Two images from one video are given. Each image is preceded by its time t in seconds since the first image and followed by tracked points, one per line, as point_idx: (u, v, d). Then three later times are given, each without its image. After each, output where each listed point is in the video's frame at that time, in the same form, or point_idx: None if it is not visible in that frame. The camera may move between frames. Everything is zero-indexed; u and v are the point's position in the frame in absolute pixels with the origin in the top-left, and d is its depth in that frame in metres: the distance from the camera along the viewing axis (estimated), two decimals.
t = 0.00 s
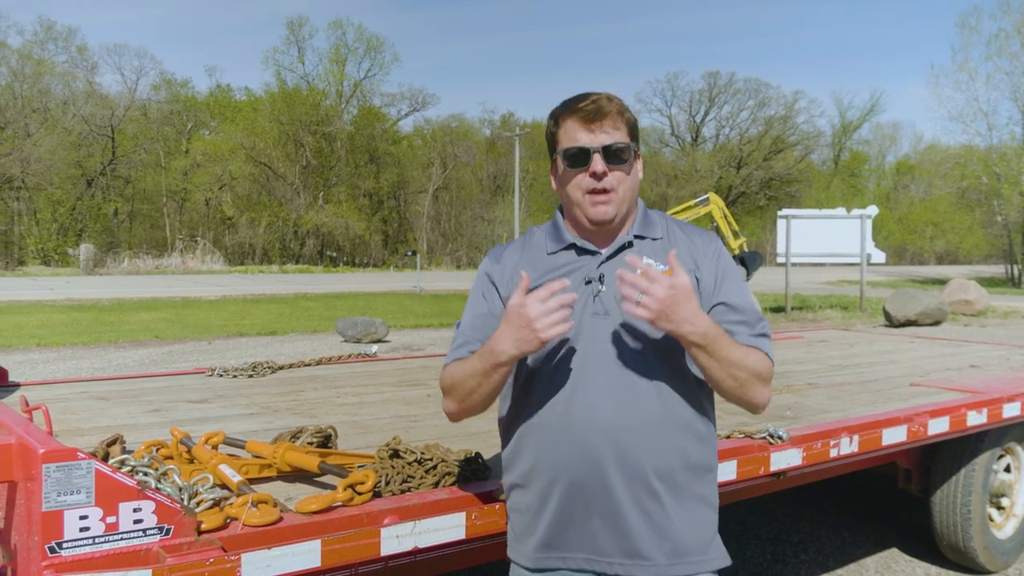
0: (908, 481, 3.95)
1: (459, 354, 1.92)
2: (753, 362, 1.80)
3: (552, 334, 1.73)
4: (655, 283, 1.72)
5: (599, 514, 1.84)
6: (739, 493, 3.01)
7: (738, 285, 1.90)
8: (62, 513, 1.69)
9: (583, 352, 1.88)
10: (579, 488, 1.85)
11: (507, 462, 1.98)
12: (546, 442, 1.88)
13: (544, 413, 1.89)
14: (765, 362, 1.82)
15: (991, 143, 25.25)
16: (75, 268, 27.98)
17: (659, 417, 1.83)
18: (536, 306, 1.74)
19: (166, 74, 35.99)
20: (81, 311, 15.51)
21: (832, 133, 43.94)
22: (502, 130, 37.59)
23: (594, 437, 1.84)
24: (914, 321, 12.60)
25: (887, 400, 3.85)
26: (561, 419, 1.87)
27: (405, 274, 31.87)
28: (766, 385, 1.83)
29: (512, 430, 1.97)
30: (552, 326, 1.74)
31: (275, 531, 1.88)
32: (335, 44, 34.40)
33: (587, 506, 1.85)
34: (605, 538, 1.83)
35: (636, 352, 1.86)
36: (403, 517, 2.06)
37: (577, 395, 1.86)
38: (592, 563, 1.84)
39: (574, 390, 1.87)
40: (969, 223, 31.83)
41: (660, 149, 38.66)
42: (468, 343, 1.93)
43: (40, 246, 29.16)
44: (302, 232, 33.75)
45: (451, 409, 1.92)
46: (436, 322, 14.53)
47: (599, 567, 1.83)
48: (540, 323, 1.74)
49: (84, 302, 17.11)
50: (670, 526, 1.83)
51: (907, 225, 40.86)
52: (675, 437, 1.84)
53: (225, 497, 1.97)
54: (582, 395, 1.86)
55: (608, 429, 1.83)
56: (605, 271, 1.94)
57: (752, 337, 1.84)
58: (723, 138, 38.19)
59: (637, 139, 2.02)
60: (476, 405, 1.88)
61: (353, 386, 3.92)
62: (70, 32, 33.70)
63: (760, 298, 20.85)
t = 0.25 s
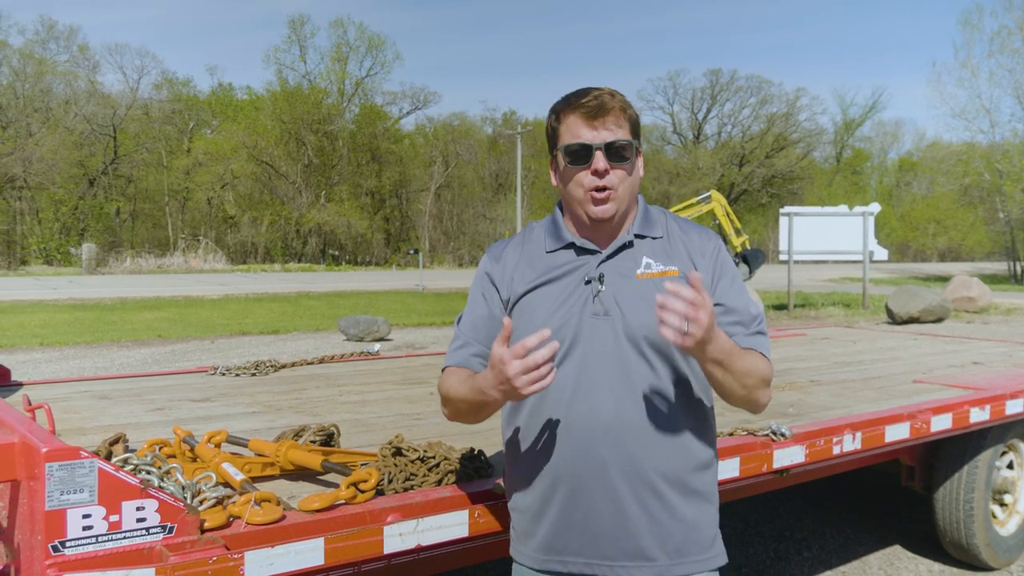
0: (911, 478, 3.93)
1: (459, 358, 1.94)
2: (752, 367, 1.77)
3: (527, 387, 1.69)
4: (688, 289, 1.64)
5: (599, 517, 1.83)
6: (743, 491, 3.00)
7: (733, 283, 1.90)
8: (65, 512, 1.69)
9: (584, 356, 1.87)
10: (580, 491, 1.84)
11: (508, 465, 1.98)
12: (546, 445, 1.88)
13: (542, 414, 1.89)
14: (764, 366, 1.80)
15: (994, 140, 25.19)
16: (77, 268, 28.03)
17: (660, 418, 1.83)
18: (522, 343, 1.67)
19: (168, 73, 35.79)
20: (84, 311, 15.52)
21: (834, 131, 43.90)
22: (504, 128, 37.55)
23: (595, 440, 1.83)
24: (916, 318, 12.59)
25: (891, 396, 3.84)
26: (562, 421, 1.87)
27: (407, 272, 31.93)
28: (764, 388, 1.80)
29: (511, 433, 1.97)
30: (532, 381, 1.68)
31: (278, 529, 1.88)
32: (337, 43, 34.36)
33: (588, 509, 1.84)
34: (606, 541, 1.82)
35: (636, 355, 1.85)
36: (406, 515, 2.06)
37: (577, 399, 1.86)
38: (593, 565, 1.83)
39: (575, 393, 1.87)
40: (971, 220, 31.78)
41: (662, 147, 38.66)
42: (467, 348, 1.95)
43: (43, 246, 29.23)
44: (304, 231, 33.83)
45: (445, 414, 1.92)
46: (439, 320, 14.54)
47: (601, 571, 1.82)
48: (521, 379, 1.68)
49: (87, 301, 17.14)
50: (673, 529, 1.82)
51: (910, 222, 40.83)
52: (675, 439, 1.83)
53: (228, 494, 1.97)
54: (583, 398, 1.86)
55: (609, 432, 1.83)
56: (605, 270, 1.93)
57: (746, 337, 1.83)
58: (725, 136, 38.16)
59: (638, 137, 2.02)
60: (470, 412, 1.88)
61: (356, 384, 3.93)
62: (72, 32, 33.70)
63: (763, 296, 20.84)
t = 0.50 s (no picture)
0: (911, 474, 3.91)
1: (454, 350, 1.98)
2: (759, 310, 1.80)
3: (531, 380, 1.70)
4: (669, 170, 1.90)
5: (591, 505, 1.83)
6: (743, 487, 3.01)
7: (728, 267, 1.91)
8: (65, 509, 1.69)
9: (577, 345, 1.87)
10: (571, 478, 1.84)
11: (503, 452, 1.99)
12: (538, 432, 1.89)
13: (533, 402, 1.89)
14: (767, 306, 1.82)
15: (994, 136, 25.21)
16: (77, 266, 28.04)
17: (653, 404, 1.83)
18: (530, 337, 1.70)
19: (168, 71, 35.72)
20: (84, 309, 15.51)
21: (834, 128, 43.87)
22: (504, 125, 37.54)
23: (587, 427, 1.84)
24: (916, 315, 12.59)
25: (891, 393, 3.84)
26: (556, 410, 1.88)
27: (407, 269, 31.96)
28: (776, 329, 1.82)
29: (505, 423, 1.97)
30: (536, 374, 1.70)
31: (279, 526, 1.88)
32: (337, 40, 34.32)
33: (580, 497, 1.84)
34: (598, 528, 1.82)
35: (633, 341, 1.85)
36: (406, 511, 2.06)
37: (570, 389, 1.86)
38: (582, 555, 1.83)
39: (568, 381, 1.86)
40: (971, 217, 31.77)
41: (661, 144, 38.67)
42: (461, 340, 1.98)
43: (43, 243, 29.22)
44: (305, 229, 33.86)
45: (444, 404, 1.95)
46: (438, 317, 14.53)
47: (592, 557, 1.83)
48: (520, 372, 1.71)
49: (87, 299, 17.12)
50: (665, 515, 1.82)
51: (910, 219, 40.83)
52: (669, 425, 1.84)
53: (228, 492, 1.97)
54: (577, 386, 1.86)
55: (602, 419, 1.83)
56: (601, 260, 1.93)
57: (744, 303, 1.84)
58: (725, 133, 38.14)
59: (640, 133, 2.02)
60: (466, 401, 1.90)
61: (356, 382, 3.92)
62: (71, 29, 33.63)
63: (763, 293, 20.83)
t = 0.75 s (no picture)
0: (912, 474, 3.91)
1: (455, 356, 2.01)
2: (737, 267, 1.80)
3: (524, 391, 1.71)
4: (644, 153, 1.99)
5: (589, 503, 1.83)
6: (744, 487, 3.01)
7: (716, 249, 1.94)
8: (66, 509, 1.69)
9: (569, 346, 1.87)
10: (567, 477, 1.84)
11: (504, 453, 2.00)
12: (535, 430, 1.89)
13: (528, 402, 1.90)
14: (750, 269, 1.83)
15: (994, 135, 25.18)
16: (78, 265, 28.02)
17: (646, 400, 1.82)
18: (521, 348, 1.71)
19: (168, 71, 35.69)
20: (84, 308, 15.49)
21: (834, 127, 43.86)
22: (504, 124, 37.56)
23: (581, 424, 1.83)
24: (916, 314, 12.58)
25: (891, 392, 3.84)
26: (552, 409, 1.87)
27: (407, 269, 31.98)
28: (760, 290, 1.82)
29: (505, 421, 1.98)
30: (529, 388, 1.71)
31: (280, 527, 1.88)
32: (336, 40, 34.31)
33: (578, 494, 1.84)
34: (596, 526, 1.82)
35: (625, 338, 1.85)
36: (407, 511, 2.06)
37: (563, 383, 1.86)
38: (582, 551, 1.83)
39: (560, 380, 1.87)
40: (972, 215, 31.76)
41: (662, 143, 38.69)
42: (460, 346, 2.02)
43: (43, 243, 29.16)
44: (305, 228, 33.87)
45: (444, 409, 1.98)
46: (438, 317, 14.52)
47: (592, 554, 1.83)
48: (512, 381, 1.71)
49: (87, 299, 17.11)
50: (664, 509, 1.82)
51: (910, 218, 40.83)
52: (664, 420, 1.83)
53: (229, 492, 1.96)
54: (569, 386, 1.86)
55: (596, 416, 1.82)
56: (594, 262, 1.94)
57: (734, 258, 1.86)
58: (725, 132, 38.14)
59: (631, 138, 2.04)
60: (465, 406, 1.92)
61: (356, 381, 3.92)
62: (71, 29, 33.60)
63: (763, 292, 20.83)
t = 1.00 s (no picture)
0: (914, 474, 3.90)
1: (456, 357, 2.04)
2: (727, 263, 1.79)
3: (513, 396, 1.74)
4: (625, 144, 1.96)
5: (588, 501, 1.84)
6: (745, 487, 3.01)
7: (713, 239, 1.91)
8: (68, 510, 1.69)
9: (566, 347, 1.88)
10: (566, 477, 1.85)
11: (507, 453, 2.01)
12: (535, 430, 1.90)
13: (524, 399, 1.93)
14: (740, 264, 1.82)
15: (995, 134, 25.16)
16: (79, 266, 28.04)
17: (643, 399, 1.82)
18: (512, 354, 1.74)
19: (168, 72, 35.73)
20: (85, 309, 15.50)
21: (835, 127, 43.84)
22: (505, 125, 37.58)
23: (579, 425, 1.84)
24: (918, 314, 12.57)
25: (893, 393, 3.83)
26: (550, 410, 1.88)
27: (408, 269, 32.01)
28: (747, 286, 1.80)
29: (507, 421, 1.99)
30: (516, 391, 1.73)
31: (282, 527, 1.87)
32: (337, 41, 34.35)
33: (578, 493, 1.84)
34: (595, 525, 1.83)
35: (622, 338, 1.84)
36: (409, 512, 2.06)
37: (560, 383, 1.87)
38: (584, 548, 1.84)
39: (557, 380, 1.88)
40: (973, 215, 31.75)
41: (662, 144, 38.73)
42: (461, 346, 2.05)
43: (44, 244, 29.23)
44: (306, 229, 33.89)
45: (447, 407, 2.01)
46: (439, 318, 14.52)
47: (592, 552, 1.83)
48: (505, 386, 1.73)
49: (88, 300, 17.12)
50: (663, 506, 1.81)
51: (911, 218, 40.81)
52: (661, 419, 1.83)
53: (231, 493, 1.96)
54: (566, 387, 1.86)
55: (594, 415, 1.83)
56: (592, 263, 1.93)
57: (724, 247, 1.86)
58: (726, 132, 38.16)
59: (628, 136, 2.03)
60: (465, 405, 1.94)
61: (358, 382, 3.92)
62: (73, 31, 33.66)
63: (764, 292, 20.83)
